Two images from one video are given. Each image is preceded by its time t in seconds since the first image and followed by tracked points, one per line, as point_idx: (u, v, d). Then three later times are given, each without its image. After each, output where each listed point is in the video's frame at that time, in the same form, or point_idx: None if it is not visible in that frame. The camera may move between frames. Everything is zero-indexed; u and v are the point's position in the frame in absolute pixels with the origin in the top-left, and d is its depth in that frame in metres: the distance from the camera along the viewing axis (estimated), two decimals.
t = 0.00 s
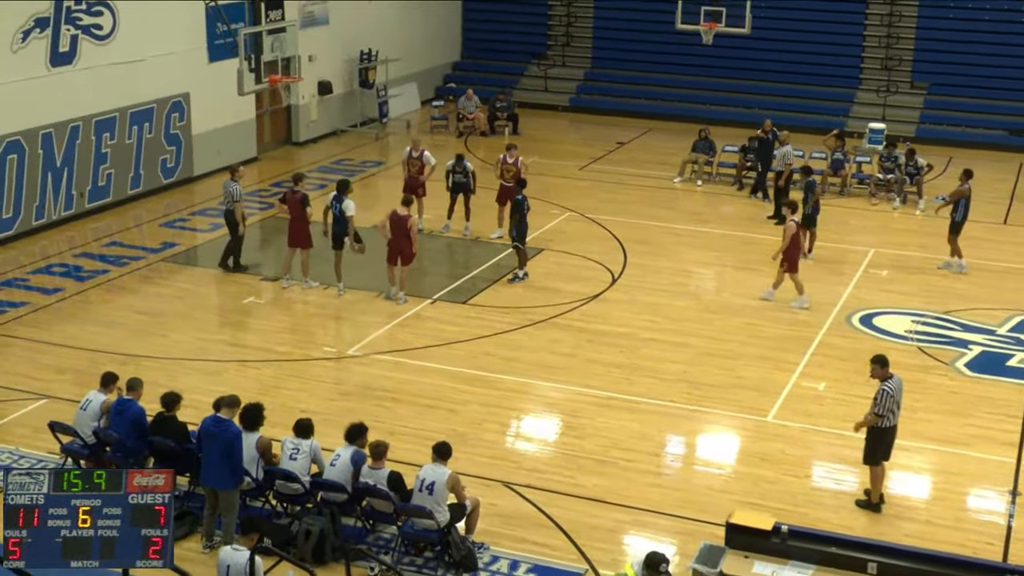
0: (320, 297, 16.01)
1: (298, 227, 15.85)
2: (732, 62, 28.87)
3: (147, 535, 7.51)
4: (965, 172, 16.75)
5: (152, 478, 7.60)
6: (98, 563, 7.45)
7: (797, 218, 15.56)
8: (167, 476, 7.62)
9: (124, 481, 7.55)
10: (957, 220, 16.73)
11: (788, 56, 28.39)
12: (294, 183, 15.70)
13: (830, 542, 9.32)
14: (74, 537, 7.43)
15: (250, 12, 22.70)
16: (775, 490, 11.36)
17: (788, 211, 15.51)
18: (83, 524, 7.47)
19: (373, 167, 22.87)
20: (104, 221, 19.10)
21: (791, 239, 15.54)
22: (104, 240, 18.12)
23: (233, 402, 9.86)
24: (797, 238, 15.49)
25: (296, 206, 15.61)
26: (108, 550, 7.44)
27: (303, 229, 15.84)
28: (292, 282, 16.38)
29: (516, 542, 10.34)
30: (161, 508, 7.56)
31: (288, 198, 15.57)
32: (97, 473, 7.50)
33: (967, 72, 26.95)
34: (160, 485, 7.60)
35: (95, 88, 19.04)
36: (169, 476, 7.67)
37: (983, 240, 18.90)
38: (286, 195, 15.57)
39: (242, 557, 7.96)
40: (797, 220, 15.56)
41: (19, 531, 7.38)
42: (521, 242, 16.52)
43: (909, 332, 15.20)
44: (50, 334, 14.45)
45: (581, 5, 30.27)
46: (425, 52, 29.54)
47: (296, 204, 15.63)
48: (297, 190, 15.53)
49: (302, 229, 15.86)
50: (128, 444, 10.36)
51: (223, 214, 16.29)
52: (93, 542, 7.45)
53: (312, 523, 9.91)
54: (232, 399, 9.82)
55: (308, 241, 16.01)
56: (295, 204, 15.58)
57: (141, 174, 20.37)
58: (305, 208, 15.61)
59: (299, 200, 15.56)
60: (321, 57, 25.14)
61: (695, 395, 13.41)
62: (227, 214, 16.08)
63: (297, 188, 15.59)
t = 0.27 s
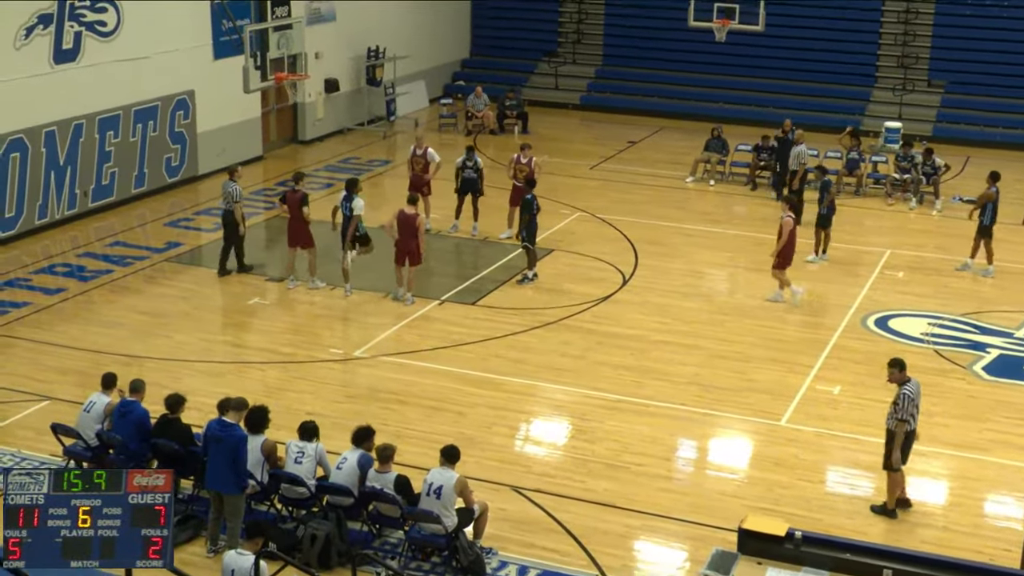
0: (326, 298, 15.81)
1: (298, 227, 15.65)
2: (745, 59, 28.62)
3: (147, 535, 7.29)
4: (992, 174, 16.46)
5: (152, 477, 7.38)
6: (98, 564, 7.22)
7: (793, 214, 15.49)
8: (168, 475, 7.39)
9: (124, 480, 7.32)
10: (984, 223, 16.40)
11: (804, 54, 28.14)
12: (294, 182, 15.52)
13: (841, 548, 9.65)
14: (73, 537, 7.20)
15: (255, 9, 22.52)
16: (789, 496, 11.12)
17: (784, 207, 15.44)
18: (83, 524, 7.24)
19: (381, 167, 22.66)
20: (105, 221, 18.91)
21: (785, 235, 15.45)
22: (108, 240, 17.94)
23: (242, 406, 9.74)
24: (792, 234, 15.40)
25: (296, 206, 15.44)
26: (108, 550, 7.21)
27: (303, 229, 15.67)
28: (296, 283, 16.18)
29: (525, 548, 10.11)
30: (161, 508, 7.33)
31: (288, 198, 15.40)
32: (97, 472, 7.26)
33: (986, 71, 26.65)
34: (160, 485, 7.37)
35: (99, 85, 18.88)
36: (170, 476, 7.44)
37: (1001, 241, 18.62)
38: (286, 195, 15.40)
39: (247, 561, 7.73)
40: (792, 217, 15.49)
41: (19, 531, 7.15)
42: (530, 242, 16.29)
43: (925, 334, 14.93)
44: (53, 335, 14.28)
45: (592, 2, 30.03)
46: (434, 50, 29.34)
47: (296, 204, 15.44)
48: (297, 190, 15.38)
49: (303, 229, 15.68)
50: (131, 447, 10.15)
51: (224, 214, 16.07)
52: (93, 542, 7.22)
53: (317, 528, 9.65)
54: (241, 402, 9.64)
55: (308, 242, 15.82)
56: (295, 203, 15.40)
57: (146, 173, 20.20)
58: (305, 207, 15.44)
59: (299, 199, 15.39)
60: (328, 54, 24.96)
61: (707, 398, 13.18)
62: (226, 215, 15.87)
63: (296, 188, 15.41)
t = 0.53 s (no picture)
0: (325, 298, 15.72)
1: (292, 226, 15.58)
2: (747, 58, 28.54)
3: (147, 535, 7.20)
4: (1006, 174, 16.35)
5: (153, 477, 7.28)
6: (98, 564, 7.13)
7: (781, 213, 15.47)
8: (168, 475, 7.29)
9: (124, 480, 7.22)
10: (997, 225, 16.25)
11: (807, 52, 28.07)
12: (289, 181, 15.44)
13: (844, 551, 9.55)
14: (73, 537, 7.10)
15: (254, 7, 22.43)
16: (791, 498, 11.01)
17: (771, 205, 15.42)
18: (83, 524, 7.14)
19: (380, 166, 22.56)
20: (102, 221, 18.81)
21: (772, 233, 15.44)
22: (106, 240, 17.84)
23: (241, 407, 9.65)
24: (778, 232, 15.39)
25: (290, 205, 15.37)
26: (108, 551, 7.12)
27: (297, 228, 15.61)
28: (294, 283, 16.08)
29: (525, 550, 10.01)
30: (161, 508, 7.24)
31: (282, 197, 15.33)
32: (98, 472, 7.16)
33: (990, 69, 26.55)
34: (160, 485, 7.28)
35: (97, 83, 18.80)
36: (170, 476, 7.35)
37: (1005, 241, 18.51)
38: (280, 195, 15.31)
39: (245, 563, 7.65)
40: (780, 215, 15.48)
41: (19, 531, 7.03)
42: (531, 241, 16.19)
43: (928, 335, 14.83)
44: (50, 335, 14.19)
45: None
46: (434, 48, 29.26)
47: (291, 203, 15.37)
48: (291, 188, 15.31)
49: (297, 228, 15.61)
50: (130, 448, 10.07)
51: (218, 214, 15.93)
52: (93, 542, 7.13)
53: (317, 530, 9.54)
54: (240, 404, 9.56)
55: (302, 241, 15.77)
56: (289, 203, 15.33)
57: (144, 172, 20.11)
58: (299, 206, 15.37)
59: (292, 198, 15.33)
60: (327, 53, 24.88)
61: (709, 399, 13.08)
62: (218, 214, 15.72)
63: (290, 188, 15.32)
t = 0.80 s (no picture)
0: (323, 298, 15.69)
1: (290, 226, 15.51)
2: (745, 57, 28.51)
3: (147, 535, 7.27)
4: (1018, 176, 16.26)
5: (153, 477, 7.34)
6: (98, 564, 7.22)
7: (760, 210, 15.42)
8: (168, 475, 7.35)
9: (124, 481, 7.29)
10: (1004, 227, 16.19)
11: (804, 52, 28.03)
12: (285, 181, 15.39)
13: (845, 551, 9.15)
14: (73, 537, 7.19)
15: (252, 7, 22.39)
16: (790, 498, 10.99)
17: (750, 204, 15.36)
18: (83, 524, 7.23)
19: (378, 166, 22.52)
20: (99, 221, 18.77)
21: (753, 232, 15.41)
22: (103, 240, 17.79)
23: (234, 407, 9.47)
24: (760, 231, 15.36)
25: (286, 205, 15.32)
26: (108, 550, 7.21)
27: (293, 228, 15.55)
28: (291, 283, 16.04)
29: (524, 550, 9.98)
30: (161, 507, 7.30)
31: (278, 197, 15.28)
32: (97, 472, 7.23)
33: (988, 69, 26.53)
34: (160, 485, 7.34)
35: (93, 83, 18.77)
36: (170, 476, 7.40)
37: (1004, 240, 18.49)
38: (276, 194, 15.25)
39: (243, 565, 7.61)
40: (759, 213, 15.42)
41: (19, 531, 7.13)
42: (529, 240, 16.16)
43: (927, 334, 14.80)
44: (47, 335, 14.15)
45: None
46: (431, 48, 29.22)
47: (287, 203, 15.33)
48: (286, 188, 15.26)
49: (293, 228, 15.57)
50: (127, 449, 10.04)
51: (213, 214, 15.87)
52: (93, 542, 7.21)
53: (314, 530, 9.51)
54: (232, 404, 9.42)
55: (299, 241, 15.74)
56: (285, 203, 15.29)
57: (141, 172, 20.07)
58: (295, 206, 15.32)
59: (288, 197, 15.28)
60: (324, 52, 24.84)
61: (708, 399, 13.05)
62: (213, 213, 15.67)
63: (287, 187, 15.26)
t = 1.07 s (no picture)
0: (318, 298, 15.68)
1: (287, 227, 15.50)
2: (740, 57, 28.54)
3: (147, 535, 7.24)
4: None
5: (153, 477, 7.32)
6: (98, 564, 7.18)
7: (740, 207, 15.46)
8: (168, 475, 7.33)
9: (124, 480, 7.26)
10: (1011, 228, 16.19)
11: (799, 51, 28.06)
12: (280, 181, 15.41)
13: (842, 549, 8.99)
14: (73, 537, 7.15)
15: (247, 6, 22.38)
16: (785, 497, 11.01)
17: (730, 202, 15.41)
18: (83, 524, 7.19)
19: (372, 165, 22.51)
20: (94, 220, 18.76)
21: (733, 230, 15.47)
22: (98, 240, 17.77)
23: (229, 406, 9.46)
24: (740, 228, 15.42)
25: (281, 206, 15.35)
26: (108, 550, 7.17)
27: (289, 229, 15.56)
28: (287, 283, 16.03)
29: (520, 549, 10.00)
30: (161, 507, 7.27)
31: (274, 198, 15.30)
32: (97, 472, 7.20)
33: (982, 68, 26.57)
34: (160, 485, 7.31)
35: (89, 82, 18.76)
36: (170, 476, 7.38)
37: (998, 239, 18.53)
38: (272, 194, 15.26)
39: (238, 564, 7.64)
40: (740, 210, 15.46)
41: (19, 531, 7.09)
42: (525, 240, 16.17)
43: (922, 333, 14.83)
44: (42, 335, 14.14)
45: None
46: (426, 48, 29.24)
47: (282, 203, 15.35)
48: (281, 188, 15.28)
49: (289, 229, 15.58)
50: (123, 449, 10.05)
51: (208, 214, 15.87)
52: (93, 542, 7.18)
53: (310, 530, 9.53)
54: (227, 403, 9.40)
55: (295, 242, 15.72)
56: (280, 203, 15.32)
57: (136, 172, 20.06)
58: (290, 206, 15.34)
59: (283, 198, 15.31)
60: (318, 52, 24.83)
61: (703, 398, 13.08)
62: (209, 213, 15.68)
63: (282, 187, 15.27)
